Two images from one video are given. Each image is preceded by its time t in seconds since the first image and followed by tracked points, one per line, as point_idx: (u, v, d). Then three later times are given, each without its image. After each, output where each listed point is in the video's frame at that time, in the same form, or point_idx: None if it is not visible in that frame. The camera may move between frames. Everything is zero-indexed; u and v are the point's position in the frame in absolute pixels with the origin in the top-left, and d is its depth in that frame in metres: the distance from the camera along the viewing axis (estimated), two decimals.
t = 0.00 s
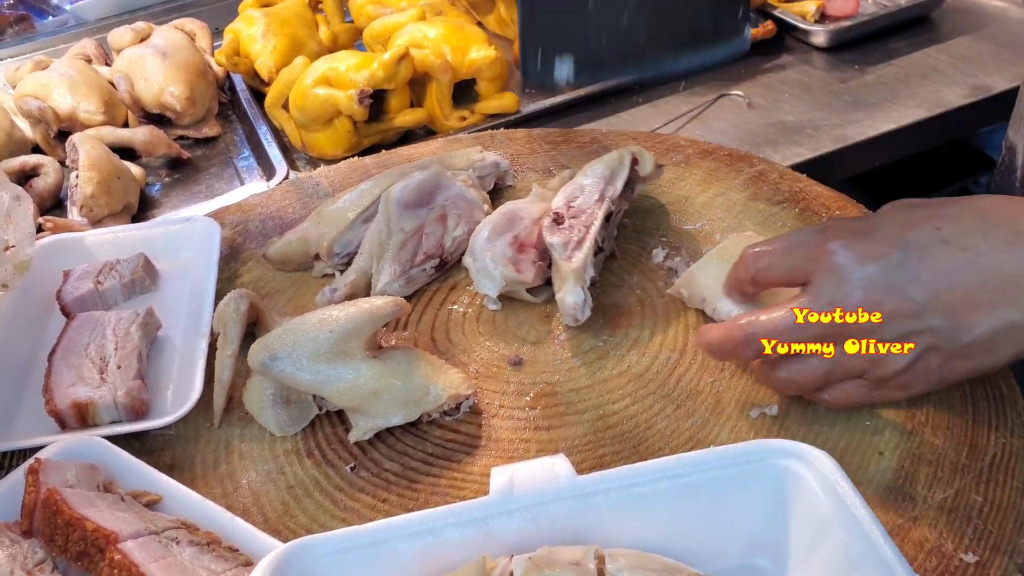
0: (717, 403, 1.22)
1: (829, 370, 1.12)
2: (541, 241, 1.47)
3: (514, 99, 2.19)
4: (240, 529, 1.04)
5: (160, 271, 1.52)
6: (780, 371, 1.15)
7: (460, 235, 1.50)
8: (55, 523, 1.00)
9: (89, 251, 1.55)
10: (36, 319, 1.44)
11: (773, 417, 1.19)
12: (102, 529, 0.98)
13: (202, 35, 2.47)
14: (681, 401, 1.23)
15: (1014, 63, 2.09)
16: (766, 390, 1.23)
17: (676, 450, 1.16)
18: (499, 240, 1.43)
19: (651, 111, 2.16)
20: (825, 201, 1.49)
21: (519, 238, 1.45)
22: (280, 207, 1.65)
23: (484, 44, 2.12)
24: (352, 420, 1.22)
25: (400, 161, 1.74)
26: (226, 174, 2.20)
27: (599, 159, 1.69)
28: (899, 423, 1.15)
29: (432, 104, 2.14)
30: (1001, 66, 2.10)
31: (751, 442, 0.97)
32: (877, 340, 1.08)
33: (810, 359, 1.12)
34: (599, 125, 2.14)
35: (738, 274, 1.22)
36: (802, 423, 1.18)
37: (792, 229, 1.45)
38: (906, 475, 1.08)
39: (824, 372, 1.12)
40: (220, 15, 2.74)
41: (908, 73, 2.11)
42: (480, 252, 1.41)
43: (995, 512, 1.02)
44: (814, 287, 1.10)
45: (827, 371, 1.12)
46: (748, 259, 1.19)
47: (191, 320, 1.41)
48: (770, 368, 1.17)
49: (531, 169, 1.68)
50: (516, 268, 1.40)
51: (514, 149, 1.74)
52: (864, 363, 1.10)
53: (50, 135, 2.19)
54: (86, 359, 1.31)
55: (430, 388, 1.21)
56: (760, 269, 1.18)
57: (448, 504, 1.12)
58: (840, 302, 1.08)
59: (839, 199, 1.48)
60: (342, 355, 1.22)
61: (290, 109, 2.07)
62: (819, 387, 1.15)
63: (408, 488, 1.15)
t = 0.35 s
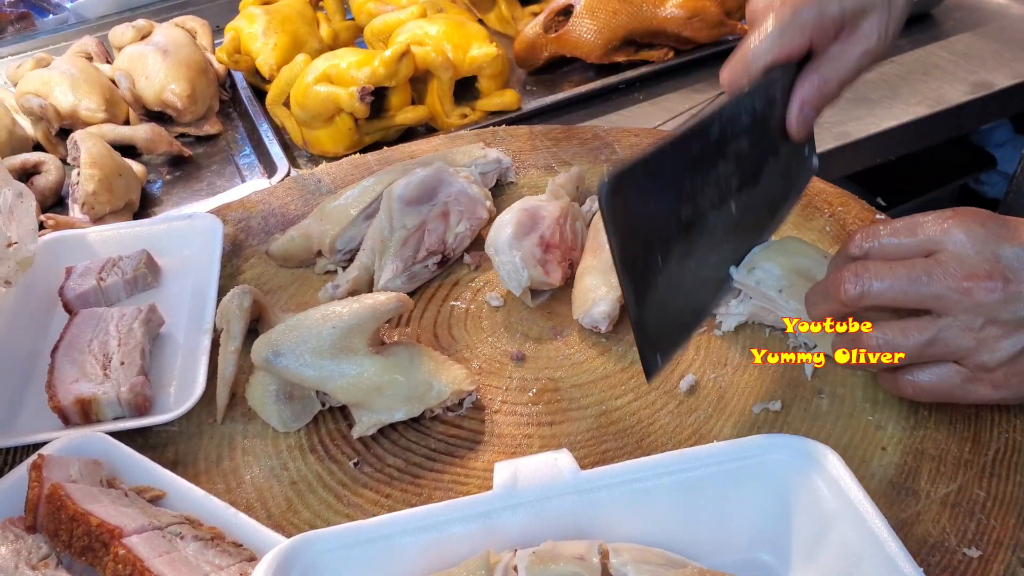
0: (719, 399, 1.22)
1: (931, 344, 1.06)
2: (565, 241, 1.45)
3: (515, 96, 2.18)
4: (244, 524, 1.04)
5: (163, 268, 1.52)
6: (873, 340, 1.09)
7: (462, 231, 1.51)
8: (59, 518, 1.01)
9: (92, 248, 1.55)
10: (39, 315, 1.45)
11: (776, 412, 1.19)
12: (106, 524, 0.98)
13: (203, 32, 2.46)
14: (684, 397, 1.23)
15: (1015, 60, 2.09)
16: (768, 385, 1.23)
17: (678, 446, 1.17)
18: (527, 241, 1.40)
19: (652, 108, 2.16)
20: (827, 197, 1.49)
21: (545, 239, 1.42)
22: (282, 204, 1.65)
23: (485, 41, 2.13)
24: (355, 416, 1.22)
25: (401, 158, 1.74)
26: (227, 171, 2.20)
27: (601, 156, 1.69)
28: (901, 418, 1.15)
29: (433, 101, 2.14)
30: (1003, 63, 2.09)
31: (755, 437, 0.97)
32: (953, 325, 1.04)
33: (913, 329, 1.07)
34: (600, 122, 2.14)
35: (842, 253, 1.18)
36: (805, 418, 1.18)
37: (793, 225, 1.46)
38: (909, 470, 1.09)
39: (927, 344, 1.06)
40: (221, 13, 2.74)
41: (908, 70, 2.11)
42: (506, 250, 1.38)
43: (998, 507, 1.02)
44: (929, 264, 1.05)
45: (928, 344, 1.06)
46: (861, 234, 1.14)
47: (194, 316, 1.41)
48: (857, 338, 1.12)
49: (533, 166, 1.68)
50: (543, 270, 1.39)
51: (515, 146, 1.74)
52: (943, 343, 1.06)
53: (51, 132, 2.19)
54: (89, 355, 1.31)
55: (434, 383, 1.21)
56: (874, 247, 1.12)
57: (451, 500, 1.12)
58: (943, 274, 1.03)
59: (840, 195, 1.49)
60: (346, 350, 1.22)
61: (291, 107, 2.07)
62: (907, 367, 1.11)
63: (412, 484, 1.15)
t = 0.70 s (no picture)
0: (721, 401, 1.22)
1: (940, 348, 1.05)
2: (567, 243, 1.44)
3: (515, 96, 2.18)
4: (245, 527, 1.04)
5: (163, 270, 1.51)
6: (882, 340, 1.07)
7: (463, 233, 1.50)
8: (60, 522, 1.01)
9: (92, 250, 1.55)
10: (39, 317, 1.44)
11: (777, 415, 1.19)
12: (106, 528, 0.98)
13: (203, 33, 2.46)
14: (686, 399, 1.23)
15: (1016, 60, 2.08)
16: (769, 387, 1.23)
17: (680, 448, 1.16)
18: (528, 243, 1.40)
19: (653, 108, 2.16)
20: (828, 197, 1.49)
21: (547, 241, 1.42)
22: (282, 206, 1.65)
23: (485, 42, 2.12)
24: (356, 418, 1.22)
25: (402, 159, 1.74)
26: (228, 172, 2.20)
27: (601, 157, 1.69)
28: (903, 420, 1.15)
29: (433, 101, 2.14)
30: (1003, 63, 2.09)
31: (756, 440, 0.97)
32: (963, 331, 1.03)
33: (924, 332, 1.05)
34: (601, 123, 2.14)
35: (850, 257, 1.17)
36: (806, 420, 1.18)
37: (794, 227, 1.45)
38: (911, 472, 1.08)
39: (937, 347, 1.05)
40: (221, 13, 2.74)
41: (908, 70, 2.11)
42: (509, 253, 1.38)
43: (1000, 509, 1.02)
44: (940, 269, 1.03)
45: (937, 347, 1.05)
46: (869, 241, 1.14)
47: (195, 319, 1.41)
48: (865, 339, 1.10)
49: (534, 168, 1.68)
50: (545, 272, 1.38)
51: (516, 147, 1.74)
52: (952, 347, 1.05)
53: (51, 134, 2.19)
54: (90, 357, 1.31)
55: (435, 386, 1.21)
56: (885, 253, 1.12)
57: (453, 502, 1.12)
58: (956, 280, 1.02)
59: (841, 197, 1.48)
60: (346, 353, 1.22)
61: (291, 107, 2.07)
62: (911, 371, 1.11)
63: (413, 487, 1.15)
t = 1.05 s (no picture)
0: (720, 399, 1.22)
1: (950, 340, 1.04)
2: (566, 240, 1.44)
3: (514, 93, 2.17)
4: (241, 525, 1.03)
5: (160, 267, 1.51)
6: (890, 326, 1.07)
7: (461, 231, 1.50)
8: (55, 520, 1.00)
9: (89, 247, 1.55)
10: (36, 314, 1.44)
11: (775, 412, 1.19)
12: (103, 526, 0.98)
13: (201, 30, 2.46)
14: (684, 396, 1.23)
15: (1015, 57, 2.08)
16: (767, 383, 1.23)
17: (678, 446, 1.16)
18: (527, 240, 1.39)
19: (651, 106, 2.15)
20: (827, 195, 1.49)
21: (546, 238, 1.41)
22: (279, 203, 1.64)
23: (484, 39, 2.12)
24: (353, 416, 1.22)
25: (400, 156, 1.74)
26: (225, 170, 2.20)
27: (600, 154, 1.69)
28: (901, 417, 1.15)
29: (431, 98, 2.13)
30: (1003, 60, 2.08)
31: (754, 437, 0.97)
32: (974, 327, 1.03)
33: (935, 322, 1.05)
34: (600, 121, 2.13)
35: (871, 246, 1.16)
36: (805, 418, 1.18)
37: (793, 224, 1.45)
38: (909, 469, 1.08)
39: (946, 339, 1.04)
40: (219, 10, 2.73)
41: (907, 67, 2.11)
42: (507, 250, 1.38)
43: (998, 506, 1.02)
44: (955, 263, 1.03)
45: (947, 340, 1.05)
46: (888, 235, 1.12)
47: (191, 316, 1.41)
48: (875, 325, 1.10)
49: (533, 165, 1.68)
50: (544, 270, 1.38)
51: (514, 144, 1.74)
52: (961, 341, 1.04)
53: (48, 131, 2.19)
54: (86, 355, 1.30)
55: (432, 384, 1.21)
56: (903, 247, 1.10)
57: (450, 500, 1.12)
58: (970, 276, 1.02)
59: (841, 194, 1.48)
60: (343, 351, 1.22)
61: (289, 105, 2.07)
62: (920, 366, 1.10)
63: (410, 484, 1.15)
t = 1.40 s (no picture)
0: (719, 399, 1.22)
1: (978, 357, 1.05)
2: (566, 241, 1.44)
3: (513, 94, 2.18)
4: (241, 526, 1.04)
5: (160, 268, 1.51)
6: (919, 337, 1.08)
7: (460, 232, 1.50)
8: (56, 520, 1.01)
9: (89, 248, 1.55)
10: (35, 315, 1.44)
11: (773, 413, 1.19)
12: (102, 527, 0.98)
13: (201, 30, 2.46)
14: (683, 396, 1.23)
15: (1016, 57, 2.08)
16: (766, 384, 1.23)
17: (676, 446, 1.16)
18: (527, 241, 1.39)
19: (651, 106, 2.16)
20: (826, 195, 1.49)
21: (546, 238, 1.42)
22: (279, 204, 1.65)
23: (484, 39, 2.11)
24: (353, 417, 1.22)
25: (399, 156, 1.74)
26: (225, 170, 2.20)
27: (599, 154, 1.69)
28: (900, 418, 1.15)
29: (431, 99, 2.13)
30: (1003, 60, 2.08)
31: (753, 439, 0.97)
32: (1005, 346, 1.02)
33: (966, 338, 1.05)
34: (600, 121, 2.13)
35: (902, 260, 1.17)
36: (803, 418, 1.18)
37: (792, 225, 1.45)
38: (907, 470, 1.08)
39: (974, 356, 1.05)
40: (219, 10, 2.73)
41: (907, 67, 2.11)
42: (507, 251, 1.38)
43: (996, 507, 1.02)
44: (997, 283, 1.02)
45: (975, 356, 1.05)
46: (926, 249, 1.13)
47: (191, 317, 1.41)
48: (905, 333, 1.10)
49: (532, 166, 1.68)
50: (544, 270, 1.38)
51: (513, 144, 1.74)
52: (991, 359, 1.04)
53: (48, 132, 2.19)
54: (86, 356, 1.30)
55: (431, 384, 1.21)
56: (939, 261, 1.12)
57: (449, 501, 1.12)
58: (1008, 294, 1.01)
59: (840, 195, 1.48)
60: (343, 351, 1.22)
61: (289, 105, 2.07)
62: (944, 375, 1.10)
63: (409, 485, 1.15)
